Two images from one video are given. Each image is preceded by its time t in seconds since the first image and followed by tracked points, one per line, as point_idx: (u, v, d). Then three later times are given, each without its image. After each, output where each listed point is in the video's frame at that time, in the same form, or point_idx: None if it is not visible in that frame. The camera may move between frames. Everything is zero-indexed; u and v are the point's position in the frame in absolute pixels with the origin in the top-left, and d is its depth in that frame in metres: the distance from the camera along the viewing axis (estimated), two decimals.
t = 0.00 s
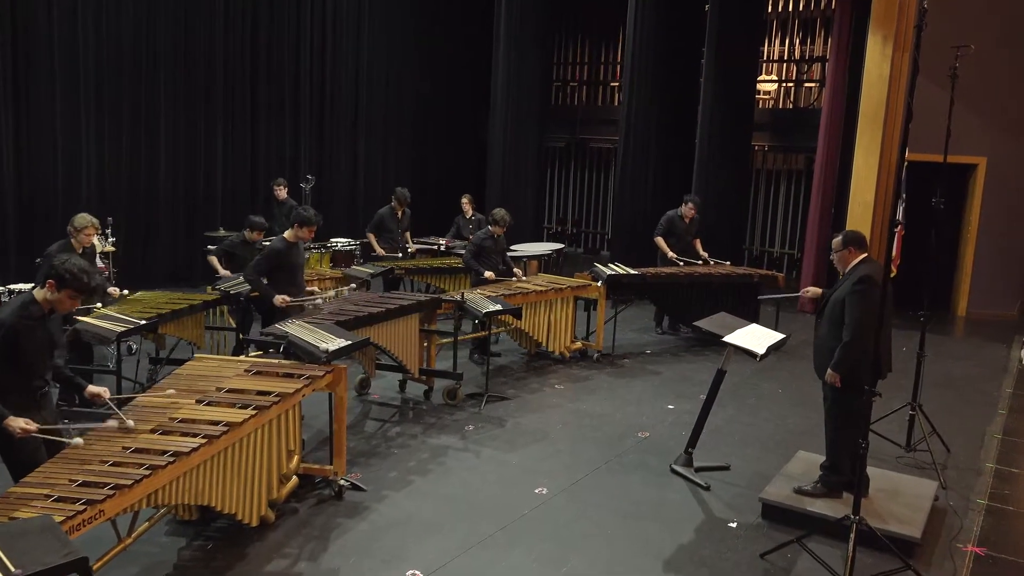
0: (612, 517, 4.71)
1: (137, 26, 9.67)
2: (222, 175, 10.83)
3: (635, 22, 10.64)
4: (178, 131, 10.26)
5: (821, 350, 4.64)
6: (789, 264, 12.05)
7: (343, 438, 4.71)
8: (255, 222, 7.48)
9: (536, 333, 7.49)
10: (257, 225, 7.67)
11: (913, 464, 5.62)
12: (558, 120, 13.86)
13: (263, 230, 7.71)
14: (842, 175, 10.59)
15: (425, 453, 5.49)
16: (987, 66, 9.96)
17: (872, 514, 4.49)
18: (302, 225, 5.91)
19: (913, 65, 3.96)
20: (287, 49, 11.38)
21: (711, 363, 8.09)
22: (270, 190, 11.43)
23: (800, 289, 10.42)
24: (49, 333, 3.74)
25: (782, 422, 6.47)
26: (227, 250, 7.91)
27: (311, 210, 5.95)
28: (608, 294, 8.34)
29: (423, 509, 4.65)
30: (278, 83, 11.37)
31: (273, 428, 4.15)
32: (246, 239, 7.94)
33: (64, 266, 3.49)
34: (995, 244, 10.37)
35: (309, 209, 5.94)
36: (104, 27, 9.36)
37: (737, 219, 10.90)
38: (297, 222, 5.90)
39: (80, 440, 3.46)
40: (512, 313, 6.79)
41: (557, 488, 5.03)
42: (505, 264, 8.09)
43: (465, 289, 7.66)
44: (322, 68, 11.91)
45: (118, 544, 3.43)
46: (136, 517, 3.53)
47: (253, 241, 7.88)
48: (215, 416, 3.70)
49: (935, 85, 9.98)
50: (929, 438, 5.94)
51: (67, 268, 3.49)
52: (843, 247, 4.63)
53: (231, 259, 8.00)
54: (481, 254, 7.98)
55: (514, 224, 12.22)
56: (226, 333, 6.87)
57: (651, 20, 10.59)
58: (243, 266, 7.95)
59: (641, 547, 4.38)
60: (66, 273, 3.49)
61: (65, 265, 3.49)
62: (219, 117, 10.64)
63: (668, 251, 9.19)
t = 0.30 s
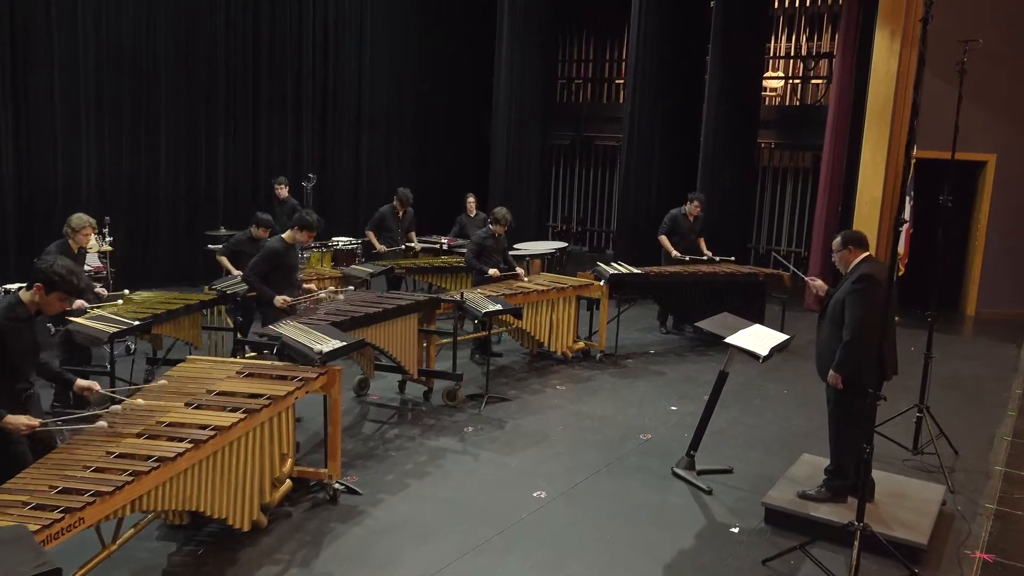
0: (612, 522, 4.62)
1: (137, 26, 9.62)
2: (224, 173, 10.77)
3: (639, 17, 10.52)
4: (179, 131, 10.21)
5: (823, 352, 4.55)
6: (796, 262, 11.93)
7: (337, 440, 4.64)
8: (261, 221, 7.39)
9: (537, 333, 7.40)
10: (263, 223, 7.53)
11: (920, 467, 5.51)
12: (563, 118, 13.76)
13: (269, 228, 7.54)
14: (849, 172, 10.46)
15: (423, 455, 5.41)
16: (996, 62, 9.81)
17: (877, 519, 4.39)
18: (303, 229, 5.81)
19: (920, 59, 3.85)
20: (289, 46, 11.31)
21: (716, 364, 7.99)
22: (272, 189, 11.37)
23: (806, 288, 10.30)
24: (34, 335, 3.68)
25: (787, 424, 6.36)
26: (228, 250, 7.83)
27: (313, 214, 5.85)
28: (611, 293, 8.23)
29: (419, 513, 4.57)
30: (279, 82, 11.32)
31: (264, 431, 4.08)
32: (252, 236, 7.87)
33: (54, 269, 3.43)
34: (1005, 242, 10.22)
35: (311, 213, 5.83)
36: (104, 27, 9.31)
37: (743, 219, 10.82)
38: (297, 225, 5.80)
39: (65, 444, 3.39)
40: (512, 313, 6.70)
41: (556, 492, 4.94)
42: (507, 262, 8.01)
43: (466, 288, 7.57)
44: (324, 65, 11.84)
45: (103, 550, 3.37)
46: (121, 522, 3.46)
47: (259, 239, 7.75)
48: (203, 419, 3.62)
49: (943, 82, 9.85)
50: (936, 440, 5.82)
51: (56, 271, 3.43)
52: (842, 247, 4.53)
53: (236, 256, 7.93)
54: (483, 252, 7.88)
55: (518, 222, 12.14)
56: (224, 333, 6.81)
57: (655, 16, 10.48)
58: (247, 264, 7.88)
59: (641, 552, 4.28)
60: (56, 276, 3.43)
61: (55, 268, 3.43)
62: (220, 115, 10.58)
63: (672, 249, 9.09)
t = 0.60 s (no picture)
0: (619, 527, 4.52)
1: (148, 21, 9.62)
2: (235, 169, 10.77)
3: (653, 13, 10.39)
4: (190, 127, 10.21)
5: (832, 354, 4.44)
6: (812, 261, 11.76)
7: (340, 443, 4.56)
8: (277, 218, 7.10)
9: (547, 333, 7.31)
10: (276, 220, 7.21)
11: (937, 472, 5.38)
12: (576, 115, 13.66)
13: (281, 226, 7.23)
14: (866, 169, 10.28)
15: (429, 457, 5.33)
16: (1018, 57, 9.61)
17: (891, 526, 4.27)
18: (306, 233, 5.69)
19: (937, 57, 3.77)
20: (301, 44, 11.28)
21: (729, 365, 7.86)
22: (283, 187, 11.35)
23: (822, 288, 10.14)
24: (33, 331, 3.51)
25: (800, 427, 6.24)
26: (241, 247, 7.78)
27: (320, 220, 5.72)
28: (623, 293, 8.12)
29: (423, 517, 4.48)
30: (291, 80, 11.29)
31: (263, 434, 4.01)
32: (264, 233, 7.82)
33: (50, 264, 3.28)
34: None
35: (319, 219, 5.72)
36: (115, 23, 9.33)
37: (759, 217, 10.68)
38: (301, 229, 5.69)
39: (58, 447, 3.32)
40: (520, 313, 6.61)
41: (562, 496, 4.85)
42: (516, 262, 7.93)
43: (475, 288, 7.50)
44: (336, 62, 11.81)
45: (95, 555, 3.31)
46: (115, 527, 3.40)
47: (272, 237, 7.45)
48: (198, 422, 3.56)
49: (962, 77, 9.65)
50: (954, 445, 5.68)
51: (53, 265, 3.27)
52: (853, 246, 4.41)
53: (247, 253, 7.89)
54: (492, 251, 7.79)
55: (530, 220, 12.05)
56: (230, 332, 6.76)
57: (669, 11, 10.36)
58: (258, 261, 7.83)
59: (648, 559, 4.18)
60: (52, 272, 3.27)
61: (51, 263, 3.27)
62: (230, 112, 10.56)
63: (685, 248, 8.97)
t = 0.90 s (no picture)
0: (634, 534, 4.41)
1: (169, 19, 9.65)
2: (256, 167, 10.79)
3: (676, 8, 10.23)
4: (211, 126, 10.24)
5: (847, 355, 4.35)
6: (839, 260, 11.55)
7: (349, 444, 4.50)
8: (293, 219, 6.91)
9: (564, 333, 7.21)
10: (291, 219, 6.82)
11: (963, 479, 5.22)
12: (599, 113, 13.53)
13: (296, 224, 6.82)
14: (894, 166, 10.05)
15: (441, 459, 5.26)
16: None
17: (915, 535, 4.14)
18: (307, 225, 5.82)
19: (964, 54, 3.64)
20: (322, 42, 11.27)
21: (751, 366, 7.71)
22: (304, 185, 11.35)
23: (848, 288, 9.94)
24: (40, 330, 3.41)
25: (823, 431, 6.08)
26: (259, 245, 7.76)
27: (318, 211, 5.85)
28: (642, 293, 7.99)
29: (433, 522, 4.41)
30: (311, 78, 11.29)
31: (270, 435, 3.96)
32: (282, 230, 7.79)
33: (51, 260, 3.22)
34: None
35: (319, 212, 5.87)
36: (137, 21, 9.37)
37: (784, 215, 10.48)
38: (302, 222, 5.82)
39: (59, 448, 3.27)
40: (537, 313, 6.52)
41: (575, 501, 4.75)
42: (534, 261, 7.83)
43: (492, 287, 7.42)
44: (358, 61, 11.79)
45: (96, 559, 3.27)
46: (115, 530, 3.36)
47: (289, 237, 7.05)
48: (202, 423, 3.51)
49: (993, 69, 9.24)
50: (982, 450, 5.51)
51: (54, 262, 3.21)
52: (877, 242, 4.29)
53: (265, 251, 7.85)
54: (509, 250, 7.70)
55: (552, 219, 11.95)
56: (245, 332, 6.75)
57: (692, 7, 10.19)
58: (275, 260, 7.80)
59: (662, 568, 4.07)
60: (52, 268, 3.22)
61: (52, 259, 3.22)
62: (252, 111, 10.58)
63: (706, 247, 8.83)
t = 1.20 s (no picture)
0: (641, 539, 4.31)
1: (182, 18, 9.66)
2: (270, 166, 10.80)
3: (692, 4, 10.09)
4: (225, 126, 10.26)
5: (855, 356, 4.24)
6: (859, 260, 11.35)
7: (352, 446, 4.44)
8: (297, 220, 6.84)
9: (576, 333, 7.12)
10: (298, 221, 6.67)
11: (983, 485, 5.07)
12: (615, 110, 13.40)
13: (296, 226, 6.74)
14: (916, 164, 9.85)
15: (447, 462, 5.19)
16: None
17: (931, 544, 4.01)
18: (307, 224, 5.78)
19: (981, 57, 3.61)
20: (336, 41, 11.25)
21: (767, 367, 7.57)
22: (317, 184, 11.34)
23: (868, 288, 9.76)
24: (36, 330, 3.34)
25: (839, 434, 5.95)
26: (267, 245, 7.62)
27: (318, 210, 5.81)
28: (656, 292, 7.87)
29: (435, 526, 4.33)
30: (326, 77, 11.27)
31: (269, 437, 3.90)
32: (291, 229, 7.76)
33: (43, 258, 3.19)
34: None
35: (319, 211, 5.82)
36: (150, 20, 9.38)
37: (802, 213, 10.31)
38: (302, 223, 5.80)
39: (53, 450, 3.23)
40: (547, 313, 6.43)
41: (582, 504, 4.66)
42: (546, 260, 7.75)
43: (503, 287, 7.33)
44: (373, 60, 11.76)
45: (89, 562, 3.22)
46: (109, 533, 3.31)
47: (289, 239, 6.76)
48: (198, 425, 3.45)
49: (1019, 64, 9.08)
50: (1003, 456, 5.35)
51: (45, 261, 3.19)
52: (888, 240, 4.16)
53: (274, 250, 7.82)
54: (520, 249, 7.62)
55: (566, 219, 11.86)
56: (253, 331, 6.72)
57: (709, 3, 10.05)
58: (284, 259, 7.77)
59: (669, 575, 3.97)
60: (44, 267, 3.18)
61: (44, 258, 3.19)
62: (266, 111, 10.59)
63: (722, 247, 8.69)
